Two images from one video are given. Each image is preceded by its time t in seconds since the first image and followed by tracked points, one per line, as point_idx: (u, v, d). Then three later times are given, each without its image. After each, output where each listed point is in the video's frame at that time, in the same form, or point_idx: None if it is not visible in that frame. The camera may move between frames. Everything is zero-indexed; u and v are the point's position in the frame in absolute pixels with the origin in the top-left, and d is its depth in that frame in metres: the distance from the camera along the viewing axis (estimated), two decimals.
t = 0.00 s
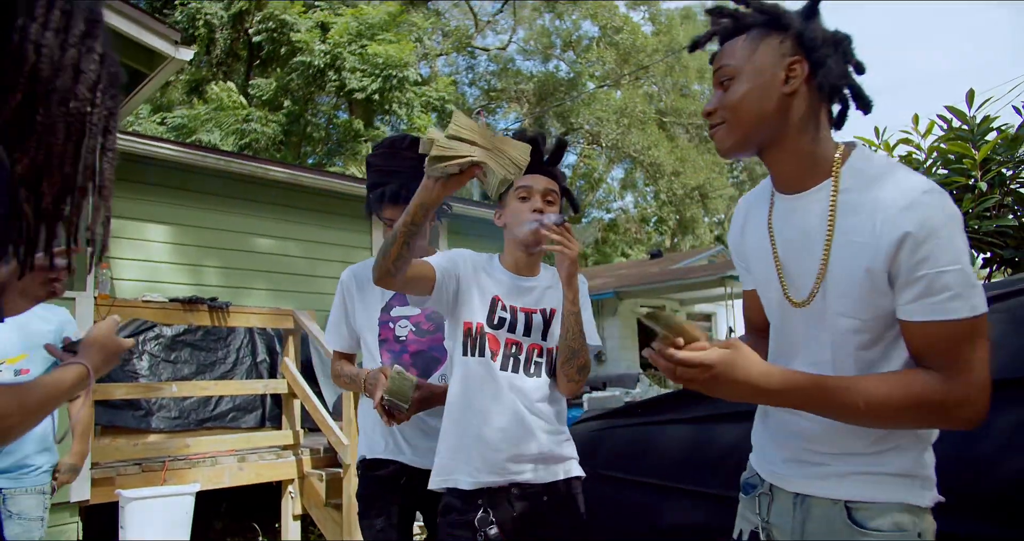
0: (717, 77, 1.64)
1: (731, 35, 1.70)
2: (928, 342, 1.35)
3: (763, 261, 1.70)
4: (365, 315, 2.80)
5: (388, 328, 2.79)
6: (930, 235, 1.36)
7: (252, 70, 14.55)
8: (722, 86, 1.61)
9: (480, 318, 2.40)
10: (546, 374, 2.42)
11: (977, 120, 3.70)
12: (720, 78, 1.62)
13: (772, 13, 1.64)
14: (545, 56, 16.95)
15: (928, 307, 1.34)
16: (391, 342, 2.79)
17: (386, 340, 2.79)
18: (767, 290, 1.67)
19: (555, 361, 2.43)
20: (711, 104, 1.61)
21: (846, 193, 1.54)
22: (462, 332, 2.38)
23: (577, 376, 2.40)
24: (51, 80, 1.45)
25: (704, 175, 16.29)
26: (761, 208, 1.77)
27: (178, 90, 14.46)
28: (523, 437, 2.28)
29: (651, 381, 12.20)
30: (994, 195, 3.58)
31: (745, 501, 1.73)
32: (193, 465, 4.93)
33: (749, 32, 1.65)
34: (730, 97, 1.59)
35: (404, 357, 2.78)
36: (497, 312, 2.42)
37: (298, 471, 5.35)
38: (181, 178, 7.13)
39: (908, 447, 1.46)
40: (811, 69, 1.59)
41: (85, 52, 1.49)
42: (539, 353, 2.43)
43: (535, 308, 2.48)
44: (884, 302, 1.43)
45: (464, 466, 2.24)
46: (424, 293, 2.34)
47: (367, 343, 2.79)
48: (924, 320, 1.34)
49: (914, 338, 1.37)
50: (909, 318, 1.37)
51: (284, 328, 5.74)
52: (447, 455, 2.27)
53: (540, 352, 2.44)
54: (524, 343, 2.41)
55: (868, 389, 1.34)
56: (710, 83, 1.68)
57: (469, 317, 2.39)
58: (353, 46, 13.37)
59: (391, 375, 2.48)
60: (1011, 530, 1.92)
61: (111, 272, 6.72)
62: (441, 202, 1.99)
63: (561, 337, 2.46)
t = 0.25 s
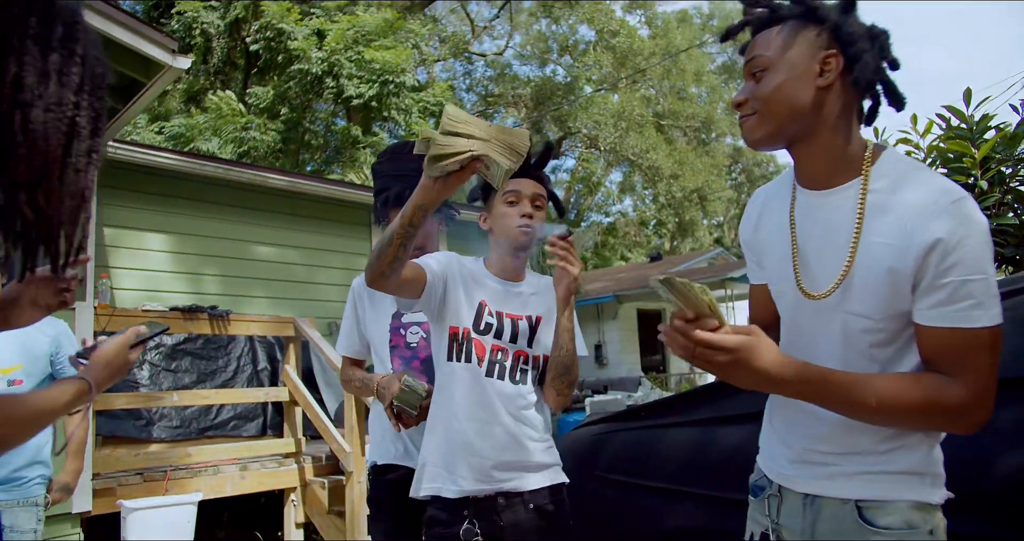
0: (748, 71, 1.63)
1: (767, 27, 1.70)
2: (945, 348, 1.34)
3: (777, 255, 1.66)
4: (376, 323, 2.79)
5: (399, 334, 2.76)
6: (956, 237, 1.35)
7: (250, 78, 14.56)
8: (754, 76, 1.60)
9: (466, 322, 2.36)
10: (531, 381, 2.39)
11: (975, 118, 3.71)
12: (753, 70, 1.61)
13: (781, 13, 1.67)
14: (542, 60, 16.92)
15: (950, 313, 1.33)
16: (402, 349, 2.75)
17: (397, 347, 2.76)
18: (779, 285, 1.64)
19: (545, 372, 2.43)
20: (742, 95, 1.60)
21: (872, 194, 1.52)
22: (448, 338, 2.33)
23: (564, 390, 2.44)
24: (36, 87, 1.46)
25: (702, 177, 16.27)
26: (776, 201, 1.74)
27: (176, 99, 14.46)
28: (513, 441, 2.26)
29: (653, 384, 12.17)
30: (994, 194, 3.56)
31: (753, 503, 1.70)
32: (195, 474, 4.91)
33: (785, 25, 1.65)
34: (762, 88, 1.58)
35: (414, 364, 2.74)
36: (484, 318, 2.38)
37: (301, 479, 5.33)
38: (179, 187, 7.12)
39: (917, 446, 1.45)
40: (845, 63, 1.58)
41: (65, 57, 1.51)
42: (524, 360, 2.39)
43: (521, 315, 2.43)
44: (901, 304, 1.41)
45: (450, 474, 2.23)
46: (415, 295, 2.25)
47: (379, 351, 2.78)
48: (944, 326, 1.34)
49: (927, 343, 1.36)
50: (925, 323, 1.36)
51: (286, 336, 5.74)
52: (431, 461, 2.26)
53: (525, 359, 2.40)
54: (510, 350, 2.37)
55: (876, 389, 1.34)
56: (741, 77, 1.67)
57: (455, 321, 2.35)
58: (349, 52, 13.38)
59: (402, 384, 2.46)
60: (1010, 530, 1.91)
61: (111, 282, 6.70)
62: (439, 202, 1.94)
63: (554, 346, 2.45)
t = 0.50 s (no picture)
0: (774, 58, 1.57)
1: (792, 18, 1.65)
2: (946, 342, 1.35)
3: (778, 255, 1.64)
4: (381, 329, 2.75)
5: (405, 337, 2.76)
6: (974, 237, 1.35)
7: (244, 87, 14.56)
8: (779, 66, 1.55)
9: (450, 330, 2.32)
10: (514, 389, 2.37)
11: (969, 113, 3.73)
12: (779, 59, 1.55)
13: (785, 10, 1.66)
14: (536, 64, 16.92)
15: (953, 311, 1.34)
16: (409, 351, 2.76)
17: (404, 350, 2.75)
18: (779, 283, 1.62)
19: (532, 381, 2.42)
20: (766, 85, 1.55)
21: (892, 194, 1.49)
22: (432, 347, 2.30)
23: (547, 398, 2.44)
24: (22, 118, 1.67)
25: (697, 177, 16.31)
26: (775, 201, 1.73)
27: (170, 109, 14.47)
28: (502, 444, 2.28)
29: (653, 385, 12.17)
30: (989, 188, 3.54)
31: (755, 502, 1.69)
32: (196, 485, 4.89)
33: (811, 16, 1.61)
34: (787, 80, 1.53)
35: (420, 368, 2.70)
36: (468, 324, 2.35)
37: (302, 487, 5.32)
38: (175, 197, 7.12)
39: (921, 438, 1.45)
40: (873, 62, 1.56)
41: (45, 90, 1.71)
42: (508, 368, 2.36)
43: (503, 321, 2.41)
44: (910, 301, 1.40)
45: (443, 482, 2.20)
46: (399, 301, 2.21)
47: (385, 354, 2.76)
48: (948, 321, 1.34)
49: (929, 337, 1.37)
50: (929, 317, 1.37)
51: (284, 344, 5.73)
52: (424, 469, 2.22)
53: (509, 365, 2.37)
54: (495, 356, 2.35)
55: (886, 374, 1.33)
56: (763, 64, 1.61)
57: (437, 329, 2.31)
58: (343, 59, 13.40)
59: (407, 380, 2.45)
60: (1010, 522, 1.91)
61: (108, 294, 6.69)
62: (438, 211, 1.92)
63: (543, 351, 2.46)
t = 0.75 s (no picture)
0: (794, 59, 1.54)
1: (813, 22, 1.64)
2: (938, 339, 1.37)
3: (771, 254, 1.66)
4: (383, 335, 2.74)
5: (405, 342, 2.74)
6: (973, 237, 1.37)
7: (237, 98, 14.55)
8: (799, 66, 1.53)
9: (442, 335, 2.33)
10: (508, 389, 2.41)
11: (961, 108, 3.74)
12: (801, 59, 1.54)
13: (803, 12, 1.66)
14: (529, 68, 16.93)
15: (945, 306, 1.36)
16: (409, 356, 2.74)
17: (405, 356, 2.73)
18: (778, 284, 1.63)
19: (523, 382, 2.47)
20: (787, 83, 1.53)
21: (900, 195, 1.49)
22: (425, 351, 2.29)
23: (535, 398, 2.49)
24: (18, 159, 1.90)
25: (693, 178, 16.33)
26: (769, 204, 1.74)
27: (164, 121, 14.45)
28: (494, 445, 2.30)
29: (653, 386, 12.14)
30: (984, 184, 3.56)
31: (754, 502, 1.69)
32: (198, 496, 4.89)
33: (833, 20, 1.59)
34: (805, 80, 1.52)
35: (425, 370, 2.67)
36: (459, 328, 2.36)
37: (305, 496, 5.31)
38: (171, 208, 7.12)
39: (921, 433, 1.46)
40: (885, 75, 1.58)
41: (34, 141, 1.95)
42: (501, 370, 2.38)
43: (493, 323, 2.43)
44: (904, 298, 1.42)
45: (440, 487, 2.20)
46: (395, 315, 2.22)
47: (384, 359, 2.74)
48: (940, 318, 1.37)
49: (921, 332, 1.40)
50: (921, 314, 1.40)
51: (283, 353, 5.73)
52: (420, 474, 2.21)
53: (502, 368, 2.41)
54: (486, 359, 2.36)
55: (885, 360, 1.35)
56: (778, 63, 1.59)
57: (429, 334, 2.31)
58: (336, 68, 13.42)
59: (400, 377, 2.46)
60: (1011, 515, 1.92)
61: (106, 307, 6.67)
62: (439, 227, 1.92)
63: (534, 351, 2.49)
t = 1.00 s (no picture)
0: (812, 77, 1.74)
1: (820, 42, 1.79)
2: (917, 333, 1.54)
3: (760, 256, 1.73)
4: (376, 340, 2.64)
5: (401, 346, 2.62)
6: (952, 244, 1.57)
7: (231, 106, 14.53)
8: (819, 84, 1.74)
9: (440, 342, 2.35)
10: (503, 395, 2.43)
11: (952, 108, 3.75)
12: (817, 78, 1.74)
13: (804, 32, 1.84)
14: (522, 74, 16.82)
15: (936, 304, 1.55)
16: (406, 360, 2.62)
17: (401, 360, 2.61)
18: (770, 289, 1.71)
19: (515, 388, 2.48)
20: (808, 99, 1.72)
21: (884, 209, 1.65)
22: (424, 359, 2.31)
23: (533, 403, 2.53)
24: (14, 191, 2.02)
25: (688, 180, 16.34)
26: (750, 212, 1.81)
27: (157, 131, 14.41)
28: (490, 451, 2.33)
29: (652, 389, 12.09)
30: (976, 182, 3.62)
31: (742, 507, 1.74)
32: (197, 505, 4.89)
33: (842, 44, 1.79)
34: (824, 97, 1.72)
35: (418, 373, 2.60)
36: (454, 336, 2.38)
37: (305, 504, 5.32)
38: (167, 218, 7.12)
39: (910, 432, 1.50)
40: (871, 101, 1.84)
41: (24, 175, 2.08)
42: (497, 374, 2.42)
43: (485, 329, 2.45)
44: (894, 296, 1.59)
45: (441, 492, 2.21)
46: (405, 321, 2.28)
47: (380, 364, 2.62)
48: (922, 313, 1.55)
49: (902, 327, 1.56)
50: (902, 308, 1.57)
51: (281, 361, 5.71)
52: (420, 481, 2.21)
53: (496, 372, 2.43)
54: (482, 366, 2.39)
55: (879, 345, 1.48)
56: (789, 78, 1.77)
57: (430, 343, 2.33)
58: (330, 75, 13.45)
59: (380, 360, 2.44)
60: (1010, 513, 2.10)
61: (103, 317, 6.66)
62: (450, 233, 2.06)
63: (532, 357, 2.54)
